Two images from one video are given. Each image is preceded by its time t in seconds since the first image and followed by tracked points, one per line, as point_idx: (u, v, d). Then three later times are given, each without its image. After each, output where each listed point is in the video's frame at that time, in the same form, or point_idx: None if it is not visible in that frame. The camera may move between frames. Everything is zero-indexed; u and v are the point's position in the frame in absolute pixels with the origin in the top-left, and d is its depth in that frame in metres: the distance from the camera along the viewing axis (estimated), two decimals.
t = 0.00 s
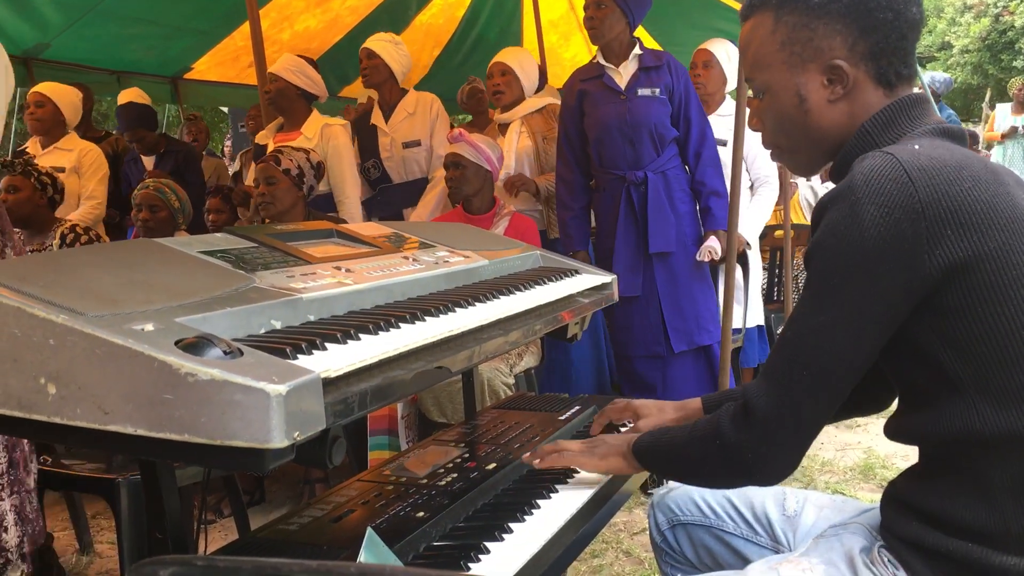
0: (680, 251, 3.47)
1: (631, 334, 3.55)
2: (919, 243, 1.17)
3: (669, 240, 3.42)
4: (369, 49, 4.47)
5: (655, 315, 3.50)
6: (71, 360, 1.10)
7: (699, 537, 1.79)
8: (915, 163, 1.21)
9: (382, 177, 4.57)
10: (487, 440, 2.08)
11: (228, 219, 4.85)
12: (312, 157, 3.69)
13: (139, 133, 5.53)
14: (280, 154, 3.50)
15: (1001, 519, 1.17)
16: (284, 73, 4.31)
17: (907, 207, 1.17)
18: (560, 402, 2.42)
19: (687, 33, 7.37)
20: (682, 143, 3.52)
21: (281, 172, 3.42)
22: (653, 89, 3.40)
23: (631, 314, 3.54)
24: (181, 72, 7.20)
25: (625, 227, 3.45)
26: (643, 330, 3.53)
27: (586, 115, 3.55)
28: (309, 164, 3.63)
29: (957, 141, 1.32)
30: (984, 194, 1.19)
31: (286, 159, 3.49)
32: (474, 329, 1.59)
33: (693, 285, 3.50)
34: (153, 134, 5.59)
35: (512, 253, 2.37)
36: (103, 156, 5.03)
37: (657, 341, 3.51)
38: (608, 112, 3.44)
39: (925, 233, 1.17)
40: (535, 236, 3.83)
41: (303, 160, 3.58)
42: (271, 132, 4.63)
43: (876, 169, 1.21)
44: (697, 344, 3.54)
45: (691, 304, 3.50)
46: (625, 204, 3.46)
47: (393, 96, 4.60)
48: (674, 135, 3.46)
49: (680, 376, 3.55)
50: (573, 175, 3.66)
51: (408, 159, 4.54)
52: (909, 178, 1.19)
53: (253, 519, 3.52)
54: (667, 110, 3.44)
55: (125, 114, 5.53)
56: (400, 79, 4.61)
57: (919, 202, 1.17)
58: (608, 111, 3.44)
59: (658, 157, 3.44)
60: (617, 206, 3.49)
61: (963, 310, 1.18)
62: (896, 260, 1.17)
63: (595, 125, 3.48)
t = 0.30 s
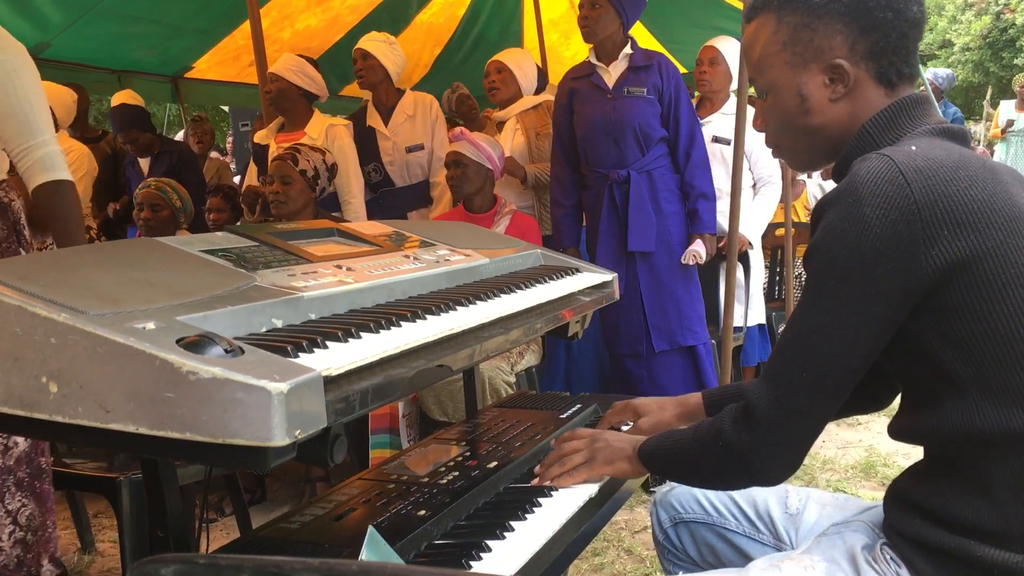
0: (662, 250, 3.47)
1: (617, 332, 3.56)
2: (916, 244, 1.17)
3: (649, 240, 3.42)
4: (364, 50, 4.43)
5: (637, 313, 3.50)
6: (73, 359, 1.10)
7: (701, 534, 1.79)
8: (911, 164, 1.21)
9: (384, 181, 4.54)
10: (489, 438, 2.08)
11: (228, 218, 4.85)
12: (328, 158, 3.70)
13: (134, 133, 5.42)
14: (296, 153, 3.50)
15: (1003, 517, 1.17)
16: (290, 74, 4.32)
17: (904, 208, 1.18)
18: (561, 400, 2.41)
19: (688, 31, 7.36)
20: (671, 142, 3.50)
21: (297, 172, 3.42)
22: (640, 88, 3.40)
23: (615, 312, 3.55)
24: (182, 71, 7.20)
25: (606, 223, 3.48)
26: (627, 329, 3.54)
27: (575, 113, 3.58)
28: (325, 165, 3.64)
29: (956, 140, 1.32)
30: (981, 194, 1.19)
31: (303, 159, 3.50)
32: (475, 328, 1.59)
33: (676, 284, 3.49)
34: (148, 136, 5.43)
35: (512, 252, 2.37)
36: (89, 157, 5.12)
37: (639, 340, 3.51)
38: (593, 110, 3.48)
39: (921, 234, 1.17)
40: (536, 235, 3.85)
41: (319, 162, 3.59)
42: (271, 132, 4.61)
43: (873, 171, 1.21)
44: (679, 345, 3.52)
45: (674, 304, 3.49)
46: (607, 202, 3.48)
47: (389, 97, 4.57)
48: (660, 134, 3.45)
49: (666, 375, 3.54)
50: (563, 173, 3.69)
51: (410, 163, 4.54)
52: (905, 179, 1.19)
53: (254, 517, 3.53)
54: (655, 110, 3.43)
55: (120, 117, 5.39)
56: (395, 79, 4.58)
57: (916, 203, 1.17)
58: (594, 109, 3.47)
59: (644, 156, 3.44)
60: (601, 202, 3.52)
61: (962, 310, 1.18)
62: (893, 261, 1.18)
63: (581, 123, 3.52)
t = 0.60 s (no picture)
0: (661, 249, 3.47)
1: (615, 332, 3.57)
2: (902, 247, 1.18)
3: (649, 239, 3.43)
4: (370, 53, 4.37)
5: (637, 312, 3.51)
6: (72, 359, 1.10)
7: (700, 534, 1.79)
8: (896, 168, 1.22)
9: (394, 184, 4.50)
10: (488, 438, 2.08)
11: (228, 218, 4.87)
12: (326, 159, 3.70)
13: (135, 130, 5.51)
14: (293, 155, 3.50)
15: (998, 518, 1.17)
16: (285, 74, 4.29)
17: (889, 211, 1.18)
18: (561, 401, 2.41)
19: (687, 31, 7.36)
20: (670, 142, 3.51)
21: (294, 176, 3.42)
22: (640, 89, 3.40)
23: (613, 312, 3.56)
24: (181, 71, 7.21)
25: (606, 223, 3.48)
26: (625, 328, 3.54)
27: (575, 113, 3.56)
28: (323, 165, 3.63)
29: (940, 144, 1.33)
30: (965, 195, 1.20)
31: (300, 161, 3.49)
32: (474, 328, 1.60)
33: (674, 282, 3.50)
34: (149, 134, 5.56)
35: (511, 251, 2.37)
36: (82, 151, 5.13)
37: (636, 339, 3.53)
38: (594, 110, 3.47)
39: (907, 237, 1.18)
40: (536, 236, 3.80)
41: (317, 163, 3.58)
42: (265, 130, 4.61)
43: (859, 176, 1.23)
44: (680, 345, 3.53)
45: (673, 303, 3.50)
46: (608, 202, 3.47)
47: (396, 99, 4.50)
48: (661, 135, 3.45)
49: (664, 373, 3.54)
50: (564, 173, 3.67)
51: (424, 167, 4.53)
52: (890, 182, 1.20)
53: (253, 517, 3.53)
54: (655, 110, 3.44)
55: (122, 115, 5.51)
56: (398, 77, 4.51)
57: (901, 206, 1.18)
58: (595, 109, 3.46)
59: (644, 156, 3.44)
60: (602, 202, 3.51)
61: (951, 311, 1.19)
62: (880, 265, 1.18)
63: (582, 122, 3.51)
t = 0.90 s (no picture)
0: (677, 248, 3.49)
1: (624, 331, 3.55)
2: (869, 255, 1.19)
3: (665, 238, 3.43)
4: (386, 47, 4.43)
5: (650, 312, 3.51)
6: (70, 358, 1.10)
7: (699, 534, 1.79)
8: (860, 176, 1.23)
9: (405, 178, 4.46)
10: (486, 438, 2.08)
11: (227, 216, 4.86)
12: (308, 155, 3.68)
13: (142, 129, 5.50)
14: (277, 153, 3.49)
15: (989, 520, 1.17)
16: (269, 75, 4.29)
17: (854, 220, 1.19)
18: (559, 400, 2.41)
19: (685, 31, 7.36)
20: (682, 142, 3.55)
21: (279, 172, 3.41)
22: (658, 88, 3.41)
23: (624, 311, 3.54)
24: (180, 70, 7.21)
25: (622, 222, 3.46)
26: (636, 327, 3.53)
27: (589, 110, 3.52)
28: (308, 162, 3.62)
29: (906, 150, 1.34)
30: (932, 200, 1.21)
31: (284, 158, 3.48)
32: (473, 328, 1.60)
33: (687, 283, 3.52)
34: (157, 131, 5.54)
35: (511, 251, 2.37)
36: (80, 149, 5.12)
37: (650, 338, 3.52)
38: (611, 107, 3.43)
39: (873, 245, 1.18)
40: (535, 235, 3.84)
41: (301, 159, 3.56)
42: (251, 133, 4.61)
43: (825, 186, 1.23)
44: (691, 344, 3.56)
45: (686, 302, 3.52)
46: (624, 200, 3.46)
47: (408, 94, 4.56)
48: (675, 134, 3.48)
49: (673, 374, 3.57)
50: (575, 171, 3.63)
51: (434, 162, 4.52)
52: (855, 191, 1.21)
53: (252, 516, 3.54)
54: (669, 110, 3.46)
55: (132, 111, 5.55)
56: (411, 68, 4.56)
57: (866, 215, 1.19)
58: (612, 106, 3.43)
59: (660, 155, 3.45)
60: (617, 201, 3.49)
61: (922, 315, 1.19)
62: (847, 274, 1.19)
63: (597, 119, 3.47)
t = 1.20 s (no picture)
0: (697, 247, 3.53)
1: (643, 331, 3.58)
2: (810, 278, 1.22)
3: (689, 237, 3.47)
4: (396, 43, 4.45)
5: (669, 312, 3.54)
6: (69, 358, 1.10)
7: (696, 535, 1.79)
8: (802, 198, 1.26)
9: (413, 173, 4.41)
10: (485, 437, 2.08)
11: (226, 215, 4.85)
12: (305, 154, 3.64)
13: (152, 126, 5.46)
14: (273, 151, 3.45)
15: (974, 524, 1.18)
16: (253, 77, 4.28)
17: (794, 244, 1.22)
18: (557, 400, 2.41)
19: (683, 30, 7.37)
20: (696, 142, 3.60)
21: (275, 170, 3.41)
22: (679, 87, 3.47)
23: (644, 310, 3.57)
24: (178, 70, 7.20)
25: (646, 221, 3.48)
26: (654, 326, 3.56)
27: (609, 106, 3.53)
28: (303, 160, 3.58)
29: (858, 163, 1.36)
30: (873, 219, 1.23)
31: (280, 156, 3.45)
32: (473, 327, 1.60)
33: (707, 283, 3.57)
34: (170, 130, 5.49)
35: (511, 251, 2.37)
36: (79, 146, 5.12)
37: (668, 337, 3.56)
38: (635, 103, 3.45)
39: (814, 268, 1.22)
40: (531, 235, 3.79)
41: (297, 157, 3.52)
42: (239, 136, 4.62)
43: (767, 210, 1.27)
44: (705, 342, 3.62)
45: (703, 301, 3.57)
46: (646, 198, 3.48)
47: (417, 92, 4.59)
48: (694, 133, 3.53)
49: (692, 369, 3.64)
50: (591, 167, 3.61)
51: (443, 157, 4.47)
52: (795, 215, 1.24)
53: (251, 516, 3.54)
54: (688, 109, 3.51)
55: (145, 109, 5.47)
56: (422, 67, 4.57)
57: (805, 238, 1.22)
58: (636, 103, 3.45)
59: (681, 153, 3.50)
60: (638, 199, 3.51)
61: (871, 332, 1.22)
62: (790, 297, 1.23)
63: (619, 115, 3.47)
